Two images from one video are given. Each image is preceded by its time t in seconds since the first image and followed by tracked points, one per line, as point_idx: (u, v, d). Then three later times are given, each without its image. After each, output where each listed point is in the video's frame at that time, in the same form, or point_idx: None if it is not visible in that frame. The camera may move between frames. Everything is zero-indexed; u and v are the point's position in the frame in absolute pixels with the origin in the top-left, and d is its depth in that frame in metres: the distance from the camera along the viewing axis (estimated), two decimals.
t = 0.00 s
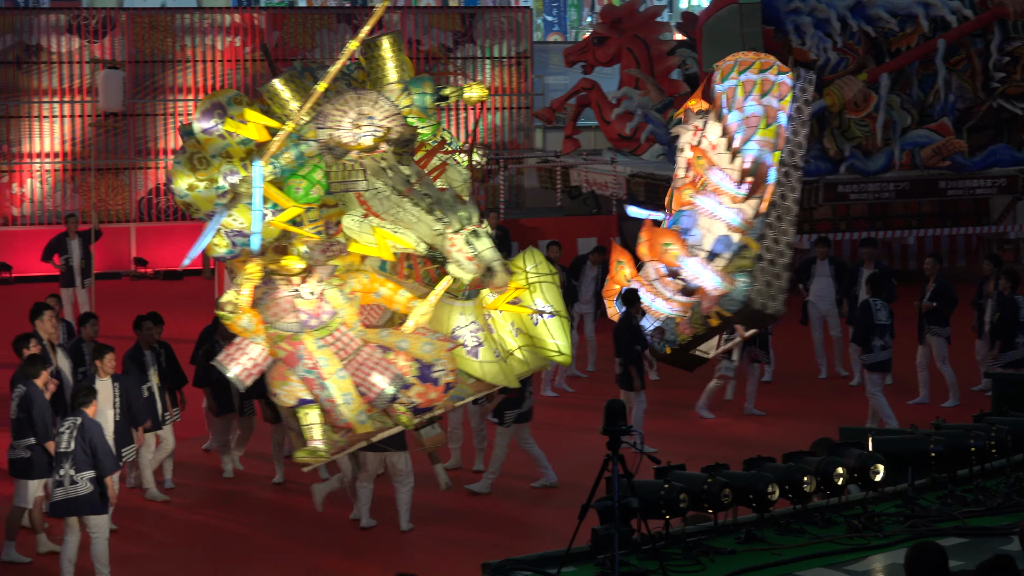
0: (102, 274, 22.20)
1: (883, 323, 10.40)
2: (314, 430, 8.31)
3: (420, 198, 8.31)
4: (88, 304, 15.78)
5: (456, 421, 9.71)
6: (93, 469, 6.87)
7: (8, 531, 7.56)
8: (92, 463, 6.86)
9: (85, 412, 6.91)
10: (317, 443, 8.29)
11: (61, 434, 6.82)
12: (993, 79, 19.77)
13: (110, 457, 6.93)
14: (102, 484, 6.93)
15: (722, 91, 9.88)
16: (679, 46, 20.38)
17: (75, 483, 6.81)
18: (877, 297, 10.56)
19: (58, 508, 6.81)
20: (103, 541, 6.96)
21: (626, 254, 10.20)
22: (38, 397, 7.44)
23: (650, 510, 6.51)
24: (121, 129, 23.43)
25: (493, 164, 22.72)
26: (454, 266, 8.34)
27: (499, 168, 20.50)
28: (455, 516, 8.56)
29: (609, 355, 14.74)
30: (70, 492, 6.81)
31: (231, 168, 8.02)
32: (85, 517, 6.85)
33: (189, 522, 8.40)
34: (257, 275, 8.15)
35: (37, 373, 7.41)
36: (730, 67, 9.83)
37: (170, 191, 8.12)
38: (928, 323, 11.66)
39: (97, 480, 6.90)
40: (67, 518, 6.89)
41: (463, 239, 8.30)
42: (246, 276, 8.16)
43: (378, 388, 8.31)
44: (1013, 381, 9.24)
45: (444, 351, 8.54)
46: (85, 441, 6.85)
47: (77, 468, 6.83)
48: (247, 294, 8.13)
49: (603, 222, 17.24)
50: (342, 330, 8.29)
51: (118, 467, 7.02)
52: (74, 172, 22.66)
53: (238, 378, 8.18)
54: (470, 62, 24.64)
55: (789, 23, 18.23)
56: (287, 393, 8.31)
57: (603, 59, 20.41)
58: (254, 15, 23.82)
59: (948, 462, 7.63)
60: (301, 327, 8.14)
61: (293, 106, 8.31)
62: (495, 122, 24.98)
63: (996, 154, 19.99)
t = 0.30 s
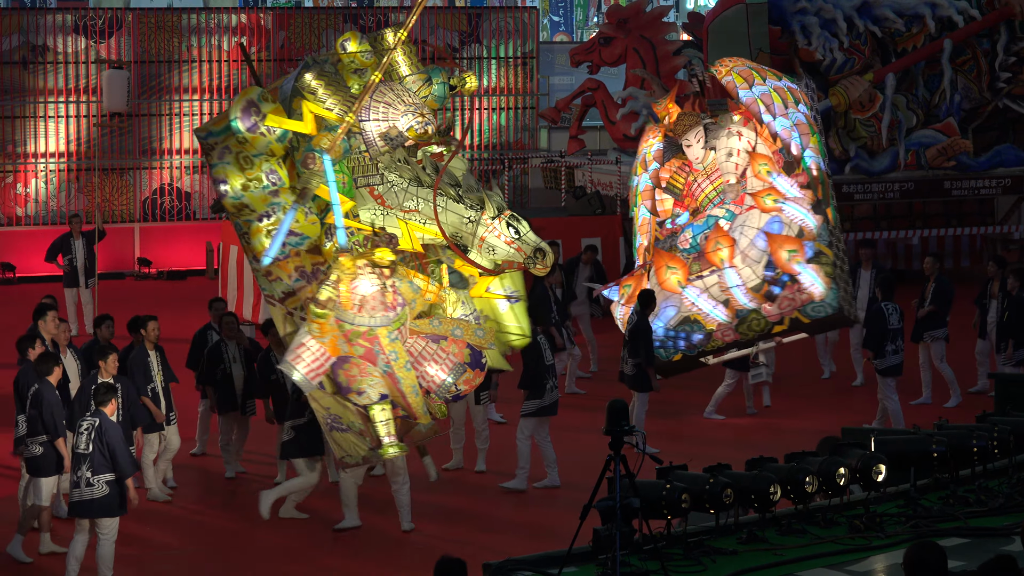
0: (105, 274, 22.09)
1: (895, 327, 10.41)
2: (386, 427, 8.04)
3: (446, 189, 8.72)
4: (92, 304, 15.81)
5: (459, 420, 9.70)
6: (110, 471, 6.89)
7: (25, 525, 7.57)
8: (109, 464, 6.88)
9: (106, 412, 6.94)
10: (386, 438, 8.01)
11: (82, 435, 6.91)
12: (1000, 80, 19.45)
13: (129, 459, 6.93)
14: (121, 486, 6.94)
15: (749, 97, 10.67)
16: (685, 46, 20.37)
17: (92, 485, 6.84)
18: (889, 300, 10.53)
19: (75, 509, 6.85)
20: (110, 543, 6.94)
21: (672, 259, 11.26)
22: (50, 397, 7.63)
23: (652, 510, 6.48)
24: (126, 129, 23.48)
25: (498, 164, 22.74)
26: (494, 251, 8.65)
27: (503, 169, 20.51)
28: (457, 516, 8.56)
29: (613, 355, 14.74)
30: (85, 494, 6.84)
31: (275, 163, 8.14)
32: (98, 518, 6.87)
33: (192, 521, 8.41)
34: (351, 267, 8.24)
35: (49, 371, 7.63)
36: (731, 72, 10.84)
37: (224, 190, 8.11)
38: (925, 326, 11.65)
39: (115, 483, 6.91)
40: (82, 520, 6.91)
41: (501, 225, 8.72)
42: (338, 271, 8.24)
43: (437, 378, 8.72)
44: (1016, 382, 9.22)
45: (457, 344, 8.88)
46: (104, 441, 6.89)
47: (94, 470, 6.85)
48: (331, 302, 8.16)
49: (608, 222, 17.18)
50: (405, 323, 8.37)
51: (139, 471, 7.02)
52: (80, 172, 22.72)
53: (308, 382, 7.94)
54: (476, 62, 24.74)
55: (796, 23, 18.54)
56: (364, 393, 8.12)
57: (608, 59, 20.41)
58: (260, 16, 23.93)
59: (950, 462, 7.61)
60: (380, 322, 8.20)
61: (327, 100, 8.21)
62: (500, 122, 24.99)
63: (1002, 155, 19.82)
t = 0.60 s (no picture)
0: (101, 274, 22.04)
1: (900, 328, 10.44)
2: (437, 425, 8.68)
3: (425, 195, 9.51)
4: (88, 305, 15.79)
5: (456, 420, 9.69)
6: (113, 474, 6.89)
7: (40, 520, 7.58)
8: (113, 467, 6.88)
9: (111, 414, 6.93)
10: (439, 438, 8.70)
11: (87, 437, 6.88)
12: (993, 80, 19.64)
13: (134, 463, 6.92)
14: (126, 489, 6.95)
15: (767, 93, 10.94)
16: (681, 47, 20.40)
17: (95, 487, 6.84)
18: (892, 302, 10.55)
19: (80, 508, 6.88)
20: (106, 544, 6.92)
21: (756, 261, 10.82)
22: (53, 395, 7.66)
23: (648, 510, 6.48)
24: (122, 129, 23.44)
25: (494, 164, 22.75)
26: (467, 249, 9.76)
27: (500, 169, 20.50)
28: (454, 517, 8.56)
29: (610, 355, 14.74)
30: (89, 494, 6.85)
31: (335, 172, 8.49)
32: (99, 520, 6.87)
33: (188, 522, 8.40)
34: (435, 265, 8.79)
35: (52, 369, 7.68)
36: (736, 68, 10.98)
37: (319, 194, 8.39)
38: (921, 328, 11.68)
39: (119, 486, 6.92)
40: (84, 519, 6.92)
41: (473, 227, 9.87)
42: (426, 267, 8.75)
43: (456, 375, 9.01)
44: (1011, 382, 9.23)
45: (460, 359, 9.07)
46: (107, 444, 6.88)
47: (98, 473, 6.86)
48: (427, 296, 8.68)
49: (603, 223, 17.16)
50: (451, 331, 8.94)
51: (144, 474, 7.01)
52: (75, 173, 22.69)
53: (387, 382, 8.36)
54: (472, 63, 24.76)
55: (792, 23, 18.52)
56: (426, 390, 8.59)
57: (604, 59, 20.42)
58: (256, 16, 23.92)
59: (946, 463, 7.61)
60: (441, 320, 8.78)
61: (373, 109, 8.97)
62: (496, 122, 25.00)
63: (997, 155, 19.97)
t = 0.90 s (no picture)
0: (101, 274, 22.01)
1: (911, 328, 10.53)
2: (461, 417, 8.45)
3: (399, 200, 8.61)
4: (88, 305, 15.79)
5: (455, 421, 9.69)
6: (111, 474, 6.88)
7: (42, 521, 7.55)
8: (112, 467, 6.87)
9: (111, 414, 6.93)
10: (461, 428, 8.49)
11: (86, 436, 6.88)
12: (994, 80, 19.58)
13: (132, 463, 6.90)
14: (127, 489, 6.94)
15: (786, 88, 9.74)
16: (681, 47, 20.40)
17: (94, 486, 6.85)
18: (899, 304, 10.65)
19: (80, 506, 6.89)
20: (105, 543, 6.89)
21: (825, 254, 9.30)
22: (55, 395, 7.56)
23: (648, 510, 6.47)
24: (122, 129, 23.43)
25: (494, 164, 22.74)
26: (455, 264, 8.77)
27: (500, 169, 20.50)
28: (454, 516, 8.55)
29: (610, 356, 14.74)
30: (89, 493, 6.86)
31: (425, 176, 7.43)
32: (98, 519, 6.85)
33: (188, 522, 8.39)
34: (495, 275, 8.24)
35: (55, 369, 7.66)
36: (757, 64, 9.76)
37: (433, 198, 7.50)
38: (930, 329, 11.75)
39: (118, 485, 6.91)
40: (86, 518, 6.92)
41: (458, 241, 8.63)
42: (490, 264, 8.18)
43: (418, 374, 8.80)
44: (1009, 382, 9.23)
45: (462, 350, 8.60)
46: (106, 443, 6.88)
47: (98, 472, 6.87)
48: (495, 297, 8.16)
49: (604, 223, 17.13)
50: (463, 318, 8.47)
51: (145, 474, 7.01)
52: (75, 173, 22.70)
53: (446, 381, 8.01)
54: (471, 63, 24.77)
55: (791, 23, 18.63)
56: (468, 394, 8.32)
57: (605, 59, 20.44)
58: (256, 16, 23.94)
59: (946, 462, 7.61)
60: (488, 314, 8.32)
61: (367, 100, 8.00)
62: (497, 122, 25.01)
63: (997, 155, 19.90)
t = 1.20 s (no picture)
0: (101, 274, 22.03)
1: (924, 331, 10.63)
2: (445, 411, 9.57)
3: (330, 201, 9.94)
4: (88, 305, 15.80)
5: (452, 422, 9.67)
6: (108, 473, 6.88)
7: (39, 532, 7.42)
8: (109, 466, 6.88)
9: (105, 412, 6.93)
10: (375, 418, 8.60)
11: (82, 434, 6.88)
12: (993, 80, 19.59)
13: (127, 461, 6.92)
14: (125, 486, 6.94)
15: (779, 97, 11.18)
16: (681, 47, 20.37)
17: (91, 485, 6.85)
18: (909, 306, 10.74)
19: (79, 505, 6.89)
20: (108, 539, 6.91)
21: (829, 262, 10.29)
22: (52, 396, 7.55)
23: (648, 510, 6.47)
24: (121, 129, 23.42)
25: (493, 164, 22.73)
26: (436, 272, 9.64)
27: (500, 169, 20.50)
28: (453, 517, 8.55)
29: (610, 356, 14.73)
30: (86, 493, 6.87)
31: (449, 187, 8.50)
32: (99, 518, 6.86)
33: (187, 523, 8.39)
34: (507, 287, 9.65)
35: (54, 370, 7.54)
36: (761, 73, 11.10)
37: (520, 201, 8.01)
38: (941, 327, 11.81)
39: (116, 483, 6.91)
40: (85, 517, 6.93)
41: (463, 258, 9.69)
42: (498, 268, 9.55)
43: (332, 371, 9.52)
44: (1009, 382, 9.23)
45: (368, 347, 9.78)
46: (102, 441, 6.88)
47: (95, 471, 6.86)
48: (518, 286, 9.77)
49: (604, 222, 17.13)
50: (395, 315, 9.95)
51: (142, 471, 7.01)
52: (75, 173, 22.71)
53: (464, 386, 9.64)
54: (471, 63, 24.76)
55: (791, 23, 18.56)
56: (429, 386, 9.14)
57: (604, 59, 20.47)
58: (256, 16, 24.08)
59: (946, 462, 7.61)
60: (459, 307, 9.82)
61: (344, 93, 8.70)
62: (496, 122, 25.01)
63: (996, 155, 19.78)
